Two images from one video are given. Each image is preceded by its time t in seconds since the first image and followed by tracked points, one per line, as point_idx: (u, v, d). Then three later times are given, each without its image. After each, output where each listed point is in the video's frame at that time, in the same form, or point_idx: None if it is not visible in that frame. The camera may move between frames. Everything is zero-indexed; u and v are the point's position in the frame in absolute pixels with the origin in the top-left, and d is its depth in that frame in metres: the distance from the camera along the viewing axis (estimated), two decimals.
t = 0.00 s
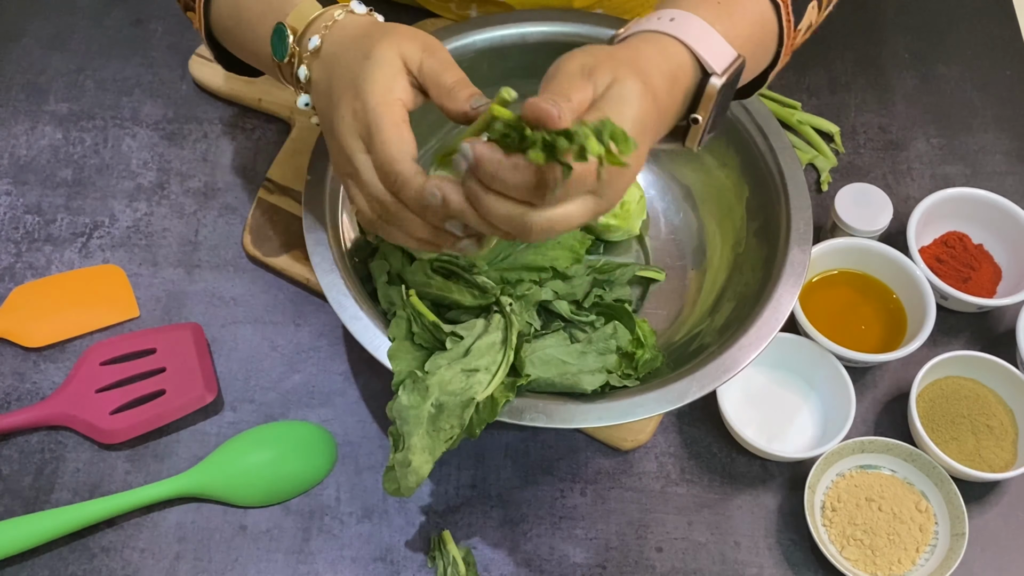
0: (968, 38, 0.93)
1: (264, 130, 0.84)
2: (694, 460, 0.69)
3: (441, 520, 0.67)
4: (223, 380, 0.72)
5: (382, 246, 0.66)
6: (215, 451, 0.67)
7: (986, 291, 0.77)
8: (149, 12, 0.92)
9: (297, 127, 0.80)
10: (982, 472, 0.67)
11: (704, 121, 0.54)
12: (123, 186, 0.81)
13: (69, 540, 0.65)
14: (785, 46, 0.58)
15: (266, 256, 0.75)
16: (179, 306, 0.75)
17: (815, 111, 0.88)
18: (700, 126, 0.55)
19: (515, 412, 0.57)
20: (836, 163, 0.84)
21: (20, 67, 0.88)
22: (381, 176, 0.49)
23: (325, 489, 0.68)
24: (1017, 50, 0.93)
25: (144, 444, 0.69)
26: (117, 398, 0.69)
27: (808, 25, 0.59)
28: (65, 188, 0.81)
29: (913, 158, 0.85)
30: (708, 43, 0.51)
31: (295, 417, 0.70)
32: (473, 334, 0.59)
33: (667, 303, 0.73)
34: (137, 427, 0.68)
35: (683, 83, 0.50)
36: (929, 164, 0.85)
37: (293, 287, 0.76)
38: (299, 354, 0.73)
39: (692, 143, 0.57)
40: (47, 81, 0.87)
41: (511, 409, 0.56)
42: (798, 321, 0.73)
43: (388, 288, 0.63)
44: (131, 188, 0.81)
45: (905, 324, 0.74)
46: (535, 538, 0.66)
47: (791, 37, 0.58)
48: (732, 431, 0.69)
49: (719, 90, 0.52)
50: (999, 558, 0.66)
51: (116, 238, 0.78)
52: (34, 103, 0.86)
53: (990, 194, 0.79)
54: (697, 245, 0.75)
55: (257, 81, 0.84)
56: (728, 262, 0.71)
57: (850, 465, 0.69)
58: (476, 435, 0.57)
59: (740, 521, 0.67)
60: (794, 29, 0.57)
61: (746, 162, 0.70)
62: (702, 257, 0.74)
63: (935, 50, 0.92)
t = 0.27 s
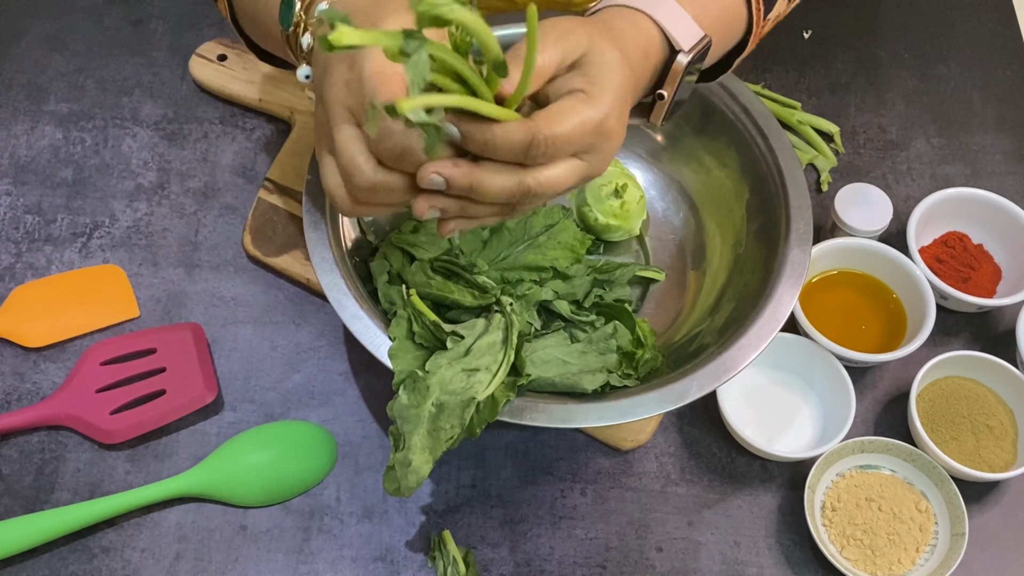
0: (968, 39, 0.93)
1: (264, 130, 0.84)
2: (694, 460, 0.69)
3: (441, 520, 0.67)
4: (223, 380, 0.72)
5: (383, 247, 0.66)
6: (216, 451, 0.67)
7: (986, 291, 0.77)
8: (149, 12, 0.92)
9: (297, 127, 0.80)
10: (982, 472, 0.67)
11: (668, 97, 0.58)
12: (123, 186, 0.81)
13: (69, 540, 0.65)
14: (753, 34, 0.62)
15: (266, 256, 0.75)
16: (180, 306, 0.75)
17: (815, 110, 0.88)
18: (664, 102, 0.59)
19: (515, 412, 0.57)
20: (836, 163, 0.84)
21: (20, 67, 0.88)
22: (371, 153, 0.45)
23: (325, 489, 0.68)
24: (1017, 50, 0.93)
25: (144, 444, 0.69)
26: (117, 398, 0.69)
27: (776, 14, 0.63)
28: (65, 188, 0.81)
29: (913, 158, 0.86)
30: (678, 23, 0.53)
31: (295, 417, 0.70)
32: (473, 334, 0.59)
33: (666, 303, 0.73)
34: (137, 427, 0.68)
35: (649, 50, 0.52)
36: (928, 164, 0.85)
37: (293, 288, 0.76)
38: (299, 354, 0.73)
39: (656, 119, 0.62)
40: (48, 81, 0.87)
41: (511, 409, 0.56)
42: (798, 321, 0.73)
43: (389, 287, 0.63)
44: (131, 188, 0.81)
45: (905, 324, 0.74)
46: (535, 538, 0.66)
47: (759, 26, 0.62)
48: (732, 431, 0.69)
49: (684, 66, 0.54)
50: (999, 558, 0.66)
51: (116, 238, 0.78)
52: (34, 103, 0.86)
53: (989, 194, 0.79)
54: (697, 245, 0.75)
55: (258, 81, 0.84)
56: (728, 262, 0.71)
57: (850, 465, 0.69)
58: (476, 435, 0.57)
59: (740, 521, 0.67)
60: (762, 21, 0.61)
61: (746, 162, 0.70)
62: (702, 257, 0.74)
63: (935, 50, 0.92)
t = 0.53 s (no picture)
0: (969, 38, 0.93)
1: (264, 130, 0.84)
2: (694, 460, 0.69)
3: (441, 520, 0.67)
4: (223, 380, 0.72)
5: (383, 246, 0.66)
6: (215, 451, 0.67)
7: (987, 291, 0.77)
8: (149, 12, 0.92)
9: (297, 127, 0.80)
10: (982, 472, 0.67)
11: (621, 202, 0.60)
12: (123, 186, 0.81)
13: (69, 540, 0.65)
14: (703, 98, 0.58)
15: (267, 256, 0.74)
16: (179, 306, 0.75)
17: (815, 110, 0.88)
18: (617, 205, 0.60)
19: (515, 412, 0.57)
20: (836, 163, 0.84)
21: (20, 66, 0.88)
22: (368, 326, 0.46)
23: (325, 489, 0.68)
24: (1018, 50, 0.92)
25: (144, 444, 0.69)
26: (117, 398, 0.69)
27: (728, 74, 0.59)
28: (65, 188, 0.81)
29: (913, 158, 0.85)
30: (635, 137, 0.54)
31: (295, 417, 0.70)
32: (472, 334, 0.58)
33: (666, 304, 0.73)
34: (137, 427, 0.68)
35: (604, 164, 0.54)
36: (929, 164, 0.85)
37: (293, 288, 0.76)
38: (299, 354, 0.73)
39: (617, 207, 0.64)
40: (47, 81, 0.87)
41: (511, 409, 0.57)
42: (798, 321, 0.72)
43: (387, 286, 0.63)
44: (131, 188, 0.81)
45: (905, 324, 0.74)
46: (536, 538, 0.66)
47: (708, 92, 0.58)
48: (732, 432, 0.69)
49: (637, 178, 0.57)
50: (1000, 558, 0.66)
51: (116, 238, 0.78)
52: (34, 103, 0.85)
53: (990, 194, 0.79)
54: (697, 245, 0.75)
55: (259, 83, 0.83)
56: (728, 262, 0.71)
57: (850, 465, 0.69)
58: (476, 435, 0.57)
59: (740, 521, 0.67)
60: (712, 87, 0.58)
61: (746, 162, 0.70)
62: (702, 257, 0.74)
63: (935, 50, 0.92)
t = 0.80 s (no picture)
0: (969, 38, 0.93)
1: (264, 130, 0.84)
2: (694, 460, 0.69)
3: (441, 520, 0.67)
4: (223, 380, 0.72)
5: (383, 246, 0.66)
6: (215, 451, 0.67)
7: (987, 291, 0.77)
8: (149, 12, 0.92)
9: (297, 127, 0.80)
10: (982, 472, 0.67)
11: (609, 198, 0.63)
12: (123, 186, 0.81)
13: (69, 541, 0.65)
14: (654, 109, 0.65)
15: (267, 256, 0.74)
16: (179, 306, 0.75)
17: (815, 110, 0.88)
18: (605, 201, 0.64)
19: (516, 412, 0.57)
20: (836, 163, 0.84)
21: (20, 66, 0.88)
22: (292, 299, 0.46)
23: (325, 489, 0.68)
24: (1018, 50, 0.92)
25: (144, 444, 0.69)
26: (117, 398, 0.69)
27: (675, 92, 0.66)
28: (65, 188, 0.81)
29: (913, 158, 0.85)
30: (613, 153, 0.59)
31: (295, 417, 0.70)
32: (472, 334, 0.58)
33: (666, 304, 0.73)
34: (138, 427, 0.68)
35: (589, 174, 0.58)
36: (929, 164, 0.85)
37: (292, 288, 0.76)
38: (299, 354, 0.73)
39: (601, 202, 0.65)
40: (47, 81, 0.87)
41: (512, 410, 0.57)
42: (798, 321, 0.72)
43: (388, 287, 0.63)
44: (131, 188, 0.81)
45: (905, 324, 0.74)
46: (536, 538, 0.66)
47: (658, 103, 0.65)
48: (732, 432, 0.69)
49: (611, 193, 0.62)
50: (1000, 558, 0.66)
51: (116, 238, 0.78)
52: (33, 103, 0.86)
53: (990, 194, 0.79)
54: (697, 245, 0.75)
55: (258, 81, 0.83)
56: (727, 262, 0.71)
57: (850, 465, 0.69)
58: (476, 435, 0.57)
59: (740, 521, 0.67)
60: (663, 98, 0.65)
61: (746, 162, 0.70)
62: (702, 256, 0.74)
63: (935, 50, 0.92)
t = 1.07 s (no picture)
0: (969, 38, 0.93)
1: (264, 130, 0.84)
2: (694, 460, 0.69)
3: (441, 520, 0.67)
4: (223, 380, 0.72)
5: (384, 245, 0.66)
6: (215, 451, 0.67)
7: (986, 291, 0.77)
8: (149, 12, 0.92)
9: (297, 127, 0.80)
10: (982, 472, 0.67)
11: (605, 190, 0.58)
12: (123, 186, 0.81)
13: (69, 540, 0.65)
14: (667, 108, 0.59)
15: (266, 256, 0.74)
16: (179, 306, 0.75)
17: (815, 111, 0.88)
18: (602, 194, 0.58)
19: (515, 412, 0.56)
20: (836, 163, 0.84)
21: (20, 66, 0.88)
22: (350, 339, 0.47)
23: (325, 489, 0.68)
24: (1018, 50, 0.92)
25: (144, 444, 0.69)
26: (117, 398, 0.69)
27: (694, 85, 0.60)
28: (65, 188, 0.81)
29: (913, 158, 0.85)
30: (601, 144, 0.53)
31: (295, 417, 0.70)
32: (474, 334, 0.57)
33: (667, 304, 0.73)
34: (138, 427, 0.68)
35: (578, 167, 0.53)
36: (929, 164, 0.85)
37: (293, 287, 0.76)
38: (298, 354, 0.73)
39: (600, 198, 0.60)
40: (47, 81, 0.87)
41: (511, 410, 0.56)
42: (798, 321, 0.72)
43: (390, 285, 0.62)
44: (131, 188, 0.81)
45: (905, 324, 0.74)
46: (536, 538, 0.66)
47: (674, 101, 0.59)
48: (731, 431, 0.69)
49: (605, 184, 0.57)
50: (1000, 558, 0.66)
51: (116, 238, 0.78)
52: (34, 103, 0.86)
53: (990, 195, 0.79)
54: (698, 245, 0.75)
55: (258, 81, 0.83)
56: (728, 262, 0.71)
57: (850, 465, 0.69)
58: (476, 435, 0.58)
59: (740, 521, 0.67)
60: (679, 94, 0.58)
61: (746, 162, 0.70)
62: (702, 257, 0.74)
63: (935, 50, 0.92)
